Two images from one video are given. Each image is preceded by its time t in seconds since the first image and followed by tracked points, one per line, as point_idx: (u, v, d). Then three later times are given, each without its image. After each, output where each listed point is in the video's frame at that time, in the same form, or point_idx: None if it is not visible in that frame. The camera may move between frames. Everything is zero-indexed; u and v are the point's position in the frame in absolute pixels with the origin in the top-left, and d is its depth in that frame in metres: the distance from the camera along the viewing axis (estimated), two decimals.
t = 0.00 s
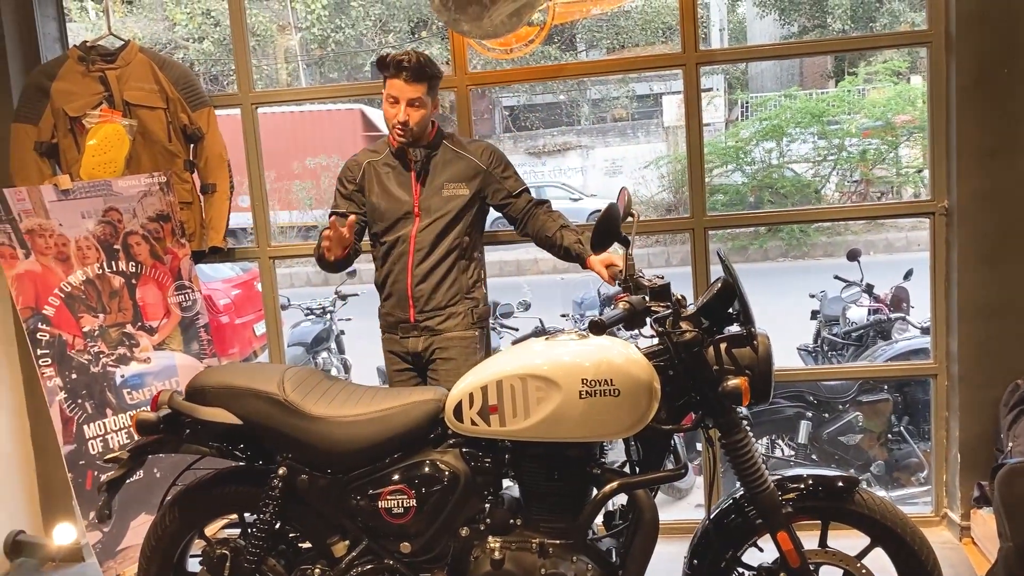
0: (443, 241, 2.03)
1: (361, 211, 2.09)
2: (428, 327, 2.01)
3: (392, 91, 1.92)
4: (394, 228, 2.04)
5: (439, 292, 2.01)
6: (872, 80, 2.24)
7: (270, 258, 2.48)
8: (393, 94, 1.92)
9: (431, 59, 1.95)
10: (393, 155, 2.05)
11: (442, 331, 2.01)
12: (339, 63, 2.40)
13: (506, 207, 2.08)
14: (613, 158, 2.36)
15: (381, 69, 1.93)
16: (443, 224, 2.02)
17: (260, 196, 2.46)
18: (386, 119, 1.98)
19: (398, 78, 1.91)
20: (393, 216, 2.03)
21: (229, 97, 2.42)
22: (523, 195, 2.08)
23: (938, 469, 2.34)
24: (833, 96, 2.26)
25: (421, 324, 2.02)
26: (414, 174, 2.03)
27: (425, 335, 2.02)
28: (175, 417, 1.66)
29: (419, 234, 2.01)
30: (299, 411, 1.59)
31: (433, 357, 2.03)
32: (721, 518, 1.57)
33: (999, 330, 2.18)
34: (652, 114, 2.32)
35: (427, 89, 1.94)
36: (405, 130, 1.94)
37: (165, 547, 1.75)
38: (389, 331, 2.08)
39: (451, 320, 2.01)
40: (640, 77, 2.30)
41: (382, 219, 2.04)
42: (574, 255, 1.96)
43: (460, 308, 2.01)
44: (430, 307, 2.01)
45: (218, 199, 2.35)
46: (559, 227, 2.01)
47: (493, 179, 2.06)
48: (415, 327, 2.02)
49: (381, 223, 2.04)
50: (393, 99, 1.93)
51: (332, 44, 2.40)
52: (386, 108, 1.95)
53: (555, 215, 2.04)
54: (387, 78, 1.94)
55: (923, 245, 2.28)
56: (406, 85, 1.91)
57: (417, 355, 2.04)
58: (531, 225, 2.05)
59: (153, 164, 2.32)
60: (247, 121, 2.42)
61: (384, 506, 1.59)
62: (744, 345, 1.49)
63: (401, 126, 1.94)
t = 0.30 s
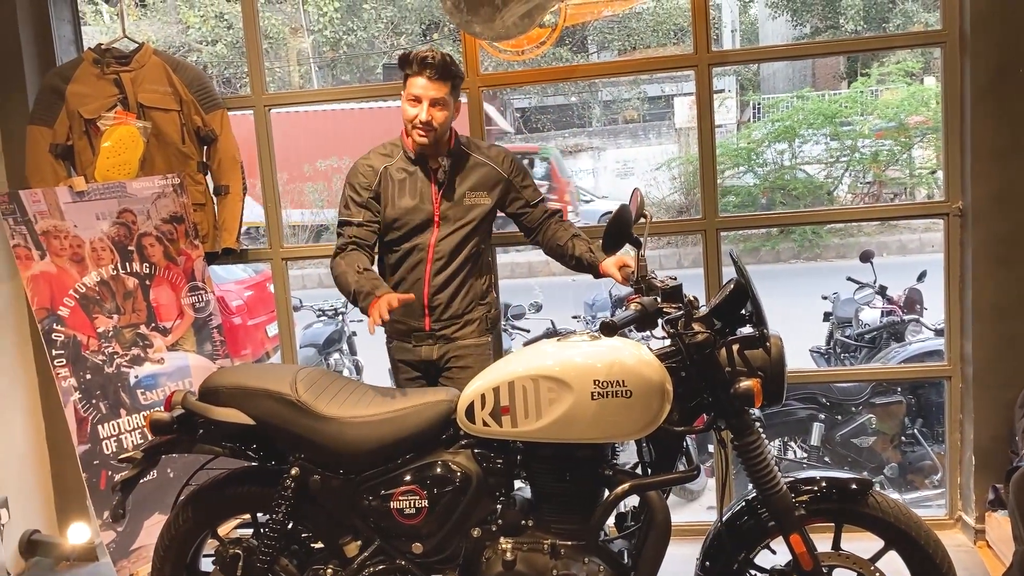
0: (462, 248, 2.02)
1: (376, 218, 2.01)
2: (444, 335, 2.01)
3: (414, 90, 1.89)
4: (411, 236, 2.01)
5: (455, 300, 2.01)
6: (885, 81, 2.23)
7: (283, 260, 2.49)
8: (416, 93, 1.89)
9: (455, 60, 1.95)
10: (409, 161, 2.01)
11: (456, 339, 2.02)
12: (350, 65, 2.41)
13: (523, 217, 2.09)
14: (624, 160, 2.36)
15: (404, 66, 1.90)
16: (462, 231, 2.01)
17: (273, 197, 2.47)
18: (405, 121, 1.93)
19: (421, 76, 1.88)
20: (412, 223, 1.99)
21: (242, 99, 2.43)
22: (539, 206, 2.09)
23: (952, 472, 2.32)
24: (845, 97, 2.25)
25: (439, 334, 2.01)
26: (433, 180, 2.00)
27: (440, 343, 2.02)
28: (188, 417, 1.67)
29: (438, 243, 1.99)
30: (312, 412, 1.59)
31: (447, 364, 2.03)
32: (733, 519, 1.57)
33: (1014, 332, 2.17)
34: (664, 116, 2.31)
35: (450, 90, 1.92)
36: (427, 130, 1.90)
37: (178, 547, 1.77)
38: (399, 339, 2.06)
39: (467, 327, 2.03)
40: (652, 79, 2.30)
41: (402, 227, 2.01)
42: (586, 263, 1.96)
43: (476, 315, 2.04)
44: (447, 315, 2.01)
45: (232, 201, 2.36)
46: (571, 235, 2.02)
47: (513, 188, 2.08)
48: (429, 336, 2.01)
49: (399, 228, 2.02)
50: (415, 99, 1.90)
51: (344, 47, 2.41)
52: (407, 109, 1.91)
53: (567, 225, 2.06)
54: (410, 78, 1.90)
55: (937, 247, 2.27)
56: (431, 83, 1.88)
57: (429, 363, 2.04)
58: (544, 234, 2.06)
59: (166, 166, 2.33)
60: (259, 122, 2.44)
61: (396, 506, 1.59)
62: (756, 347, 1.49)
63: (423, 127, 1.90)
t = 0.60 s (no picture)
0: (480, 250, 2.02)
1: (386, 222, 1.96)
2: (463, 340, 2.01)
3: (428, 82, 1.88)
4: (429, 238, 1.99)
5: (474, 303, 2.01)
6: (895, 81, 2.22)
7: (293, 261, 2.50)
8: (430, 85, 1.88)
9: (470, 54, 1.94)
10: (421, 158, 1.98)
11: (476, 344, 2.02)
12: (360, 66, 2.42)
13: (533, 219, 2.09)
14: (633, 161, 2.36)
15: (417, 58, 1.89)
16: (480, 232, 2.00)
17: (283, 198, 2.48)
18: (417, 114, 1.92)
19: (435, 67, 1.87)
20: (430, 225, 1.97)
21: (253, 101, 2.44)
22: (549, 205, 2.10)
23: (963, 474, 2.31)
24: (855, 97, 2.25)
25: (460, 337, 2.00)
26: (447, 178, 1.98)
27: (459, 349, 2.01)
28: (200, 418, 1.68)
29: (458, 244, 1.98)
30: (322, 412, 1.60)
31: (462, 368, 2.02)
32: (744, 521, 1.57)
33: None
34: (674, 116, 2.31)
35: (465, 82, 1.91)
36: (438, 123, 1.88)
37: (189, 547, 1.78)
38: (415, 345, 2.03)
39: (486, 331, 2.03)
40: (661, 80, 2.30)
41: (419, 227, 1.98)
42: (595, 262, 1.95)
43: (494, 318, 2.04)
44: (468, 318, 2.01)
45: (243, 202, 2.37)
46: (578, 236, 2.02)
47: (528, 186, 2.08)
48: (447, 342, 2.00)
49: (414, 230, 1.98)
50: (428, 92, 1.89)
51: (354, 48, 2.42)
52: (420, 101, 1.90)
53: (574, 225, 2.06)
54: (423, 71, 1.90)
55: (948, 248, 2.26)
56: (445, 75, 1.87)
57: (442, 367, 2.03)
58: (552, 234, 2.07)
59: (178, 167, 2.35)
60: (270, 124, 2.45)
61: (407, 507, 1.59)
62: (766, 348, 1.49)
63: (435, 119, 1.88)
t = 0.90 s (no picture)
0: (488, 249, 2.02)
1: (389, 222, 1.97)
2: (470, 341, 2.01)
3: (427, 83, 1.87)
4: (434, 237, 1.98)
5: (481, 304, 2.01)
6: (904, 81, 2.21)
7: (301, 262, 2.51)
8: (431, 87, 1.87)
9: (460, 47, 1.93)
10: (425, 157, 1.99)
11: (482, 345, 2.03)
12: (367, 67, 2.42)
13: (534, 219, 2.09)
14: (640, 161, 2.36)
15: (414, 61, 1.88)
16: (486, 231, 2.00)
17: (291, 198, 2.49)
18: (421, 116, 1.92)
19: (433, 68, 1.86)
20: (435, 224, 1.97)
21: (261, 101, 2.45)
22: (552, 206, 2.10)
23: (972, 475, 2.30)
24: (863, 97, 2.24)
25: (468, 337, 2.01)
26: (452, 175, 1.98)
27: (466, 349, 2.01)
28: (208, 417, 1.69)
29: (465, 242, 1.98)
30: (330, 412, 1.61)
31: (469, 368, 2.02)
32: (752, 522, 1.57)
33: None
34: (681, 116, 2.31)
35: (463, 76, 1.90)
36: (448, 123, 1.89)
37: (197, 546, 1.78)
38: (420, 347, 2.03)
39: (493, 332, 2.04)
40: (668, 80, 2.30)
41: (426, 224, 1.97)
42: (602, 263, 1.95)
43: (500, 319, 2.05)
44: (476, 318, 2.01)
45: (250, 203, 2.39)
46: (583, 237, 2.02)
47: (532, 184, 2.08)
48: (455, 342, 2.00)
49: (421, 229, 1.98)
50: (429, 94, 1.87)
51: (361, 49, 2.42)
52: (422, 105, 1.89)
53: (577, 227, 2.06)
54: (420, 74, 1.88)
55: (957, 249, 2.24)
56: (444, 74, 1.86)
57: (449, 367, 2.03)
58: (555, 234, 2.07)
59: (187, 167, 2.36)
60: (278, 124, 2.46)
61: (414, 506, 1.60)
62: (775, 348, 1.49)
63: (443, 120, 1.88)
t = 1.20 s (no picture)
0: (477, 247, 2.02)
1: (372, 226, 1.99)
2: (463, 342, 2.01)
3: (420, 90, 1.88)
4: (420, 237, 1.98)
5: (472, 304, 2.01)
6: (911, 81, 2.21)
7: (307, 262, 2.51)
8: (426, 94, 1.88)
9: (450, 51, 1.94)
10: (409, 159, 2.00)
11: (475, 346, 2.02)
12: (373, 67, 2.42)
13: (523, 213, 2.09)
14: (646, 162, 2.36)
15: (407, 67, 1.88)
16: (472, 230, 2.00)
17: (297, 199, 2.49)
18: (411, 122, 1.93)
19: (428, 76, 1.87)
20: (420, 223, 1.96)
21: (268, 102, 2.46)
22: (541, 201, 2.09)
23: (979, 476, 2.29)
24: (870, 98, 2.24)
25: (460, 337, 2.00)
26: (435, 175, 1.99)
27: (468, 350, 2.02)
28: (214, 417, 1.69)
29: (451, 240, 1.97)
30: (336, 412, 1.61)
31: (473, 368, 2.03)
32: (758, 522, 1.56)
33: None
34: (687, 117, 2.31)
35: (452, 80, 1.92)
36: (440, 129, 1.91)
37: (204, 546, 1.79)
38: (412, 352, 2.03)
39: (487, 331, 2.04)
40: (673, 80, 2.29)
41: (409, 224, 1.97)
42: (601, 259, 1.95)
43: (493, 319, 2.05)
44: (468, 318, 2.00)
45: (257, 203, 2.38)
46: (578, 233, 2.03)
47: (516, 179, 2.08)
48: (448, 344, 1.99)
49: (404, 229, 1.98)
50: (423, 100, 1.88)
51: (366, 50, 2.43)
52: (414, 111, 1.90)
53: (570, 221, 2.06)
54: (412, 81, 1.88)
55: (963, 249, 2.24)
56: (437, 79, 1.88)
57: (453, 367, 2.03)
58: (548, 232, 2.07)
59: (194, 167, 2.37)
60: (284, 125, 2.46)
61: (420, 507, 1.60)
62: (782, 349, 1.48)
63: (436, 126, 1.91)
